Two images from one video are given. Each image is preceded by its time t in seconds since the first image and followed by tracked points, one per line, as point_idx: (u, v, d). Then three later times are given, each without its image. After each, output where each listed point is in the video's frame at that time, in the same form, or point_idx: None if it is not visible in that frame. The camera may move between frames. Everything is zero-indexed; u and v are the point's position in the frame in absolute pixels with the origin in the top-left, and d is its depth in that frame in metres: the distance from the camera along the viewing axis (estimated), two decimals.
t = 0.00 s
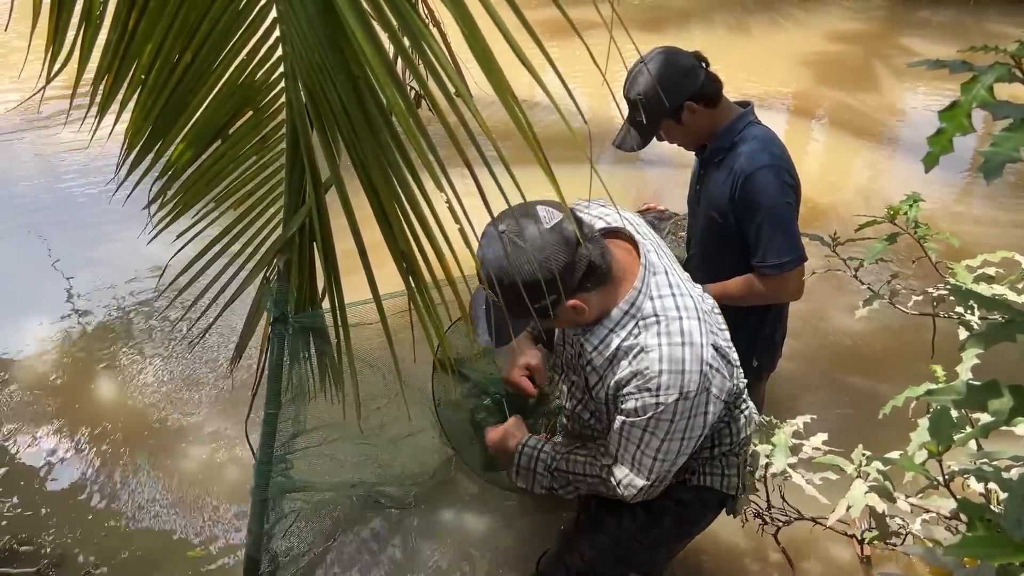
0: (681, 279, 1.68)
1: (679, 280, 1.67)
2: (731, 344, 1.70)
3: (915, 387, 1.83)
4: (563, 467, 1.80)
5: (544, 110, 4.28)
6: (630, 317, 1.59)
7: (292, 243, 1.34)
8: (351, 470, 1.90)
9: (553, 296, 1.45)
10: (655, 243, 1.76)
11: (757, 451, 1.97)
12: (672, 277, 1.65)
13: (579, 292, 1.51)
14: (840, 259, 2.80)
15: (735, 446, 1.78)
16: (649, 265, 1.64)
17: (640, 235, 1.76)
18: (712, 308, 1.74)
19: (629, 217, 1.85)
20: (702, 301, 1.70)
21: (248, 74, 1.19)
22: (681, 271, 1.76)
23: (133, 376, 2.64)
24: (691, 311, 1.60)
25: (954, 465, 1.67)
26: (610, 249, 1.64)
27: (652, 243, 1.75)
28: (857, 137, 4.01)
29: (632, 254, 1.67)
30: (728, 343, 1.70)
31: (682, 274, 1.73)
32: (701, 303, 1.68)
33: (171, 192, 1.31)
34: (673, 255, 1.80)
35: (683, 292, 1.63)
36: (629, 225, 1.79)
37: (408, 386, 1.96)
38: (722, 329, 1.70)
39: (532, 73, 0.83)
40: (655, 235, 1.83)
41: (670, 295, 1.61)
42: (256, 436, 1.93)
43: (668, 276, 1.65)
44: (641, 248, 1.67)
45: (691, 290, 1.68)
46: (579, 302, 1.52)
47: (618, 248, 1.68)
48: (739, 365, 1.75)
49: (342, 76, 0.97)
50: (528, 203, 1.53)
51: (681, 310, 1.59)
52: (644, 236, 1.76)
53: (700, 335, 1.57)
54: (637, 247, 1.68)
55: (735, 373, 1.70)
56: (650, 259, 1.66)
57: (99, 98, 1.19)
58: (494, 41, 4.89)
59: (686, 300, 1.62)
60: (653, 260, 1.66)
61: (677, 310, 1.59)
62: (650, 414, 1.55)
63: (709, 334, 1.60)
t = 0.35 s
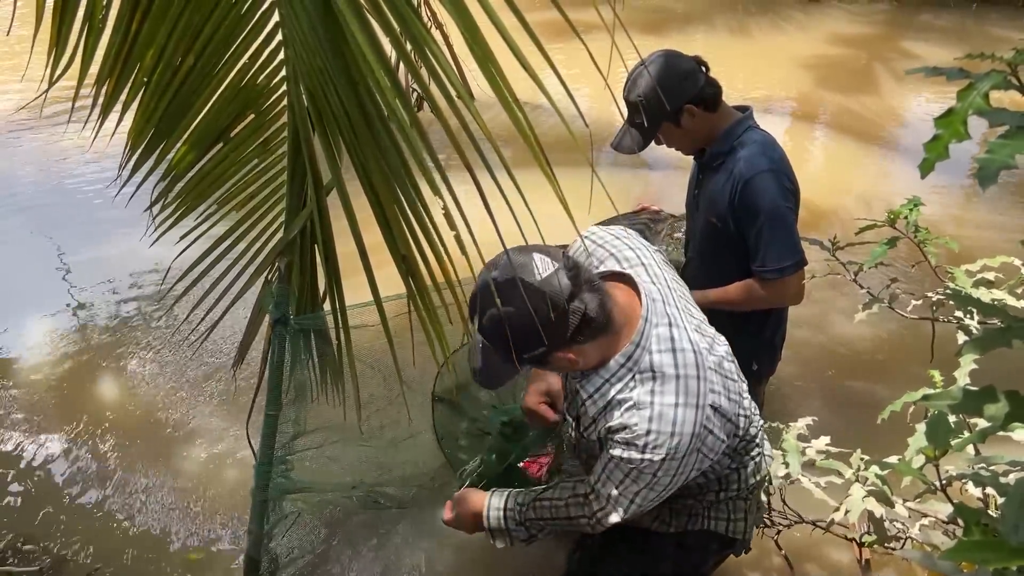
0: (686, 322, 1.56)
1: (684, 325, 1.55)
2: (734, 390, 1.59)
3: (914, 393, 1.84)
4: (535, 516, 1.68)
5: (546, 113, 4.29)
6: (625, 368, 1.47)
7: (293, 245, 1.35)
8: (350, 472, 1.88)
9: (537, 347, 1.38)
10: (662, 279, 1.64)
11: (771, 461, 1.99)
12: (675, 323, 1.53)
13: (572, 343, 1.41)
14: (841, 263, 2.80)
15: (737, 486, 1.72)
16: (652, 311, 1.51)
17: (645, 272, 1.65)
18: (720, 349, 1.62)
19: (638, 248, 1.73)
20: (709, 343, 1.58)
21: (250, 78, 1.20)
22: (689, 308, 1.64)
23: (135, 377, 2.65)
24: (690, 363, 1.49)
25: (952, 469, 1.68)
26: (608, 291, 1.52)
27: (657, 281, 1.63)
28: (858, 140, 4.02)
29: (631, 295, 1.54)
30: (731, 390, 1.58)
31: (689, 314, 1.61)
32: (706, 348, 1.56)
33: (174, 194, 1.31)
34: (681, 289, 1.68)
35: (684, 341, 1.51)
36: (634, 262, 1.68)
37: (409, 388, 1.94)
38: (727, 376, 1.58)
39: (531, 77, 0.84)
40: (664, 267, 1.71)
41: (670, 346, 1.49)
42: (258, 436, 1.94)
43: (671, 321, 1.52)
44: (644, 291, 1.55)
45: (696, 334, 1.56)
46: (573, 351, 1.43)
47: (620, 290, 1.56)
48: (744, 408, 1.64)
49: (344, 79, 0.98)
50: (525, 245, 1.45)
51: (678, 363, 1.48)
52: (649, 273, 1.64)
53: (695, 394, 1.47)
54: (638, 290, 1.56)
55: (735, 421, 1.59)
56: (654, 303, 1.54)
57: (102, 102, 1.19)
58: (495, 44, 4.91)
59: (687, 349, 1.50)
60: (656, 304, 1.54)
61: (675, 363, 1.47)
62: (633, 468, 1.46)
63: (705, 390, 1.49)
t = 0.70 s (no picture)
0: (688, 369, 1.50)
1: (686, 373, 1.49)
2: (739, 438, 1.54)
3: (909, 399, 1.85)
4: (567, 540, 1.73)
5: (546, 118, 4.30)
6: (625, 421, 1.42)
7: (294, 251, 1.35)
8: (349, 474, 1.90)
9: (529, 399, 1.30)
10: (665, 321, 1.57)
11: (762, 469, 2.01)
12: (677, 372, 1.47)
13: (567, 394, 1.33)
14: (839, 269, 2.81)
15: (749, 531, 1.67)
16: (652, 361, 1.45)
17: (646, 315, 1.57)
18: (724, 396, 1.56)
19: (638, 286, 1.65)
20: (712, 390, 1.52)
21: (253, 84, 1.21)
22: (693, 351, 1.57)
23: (136, 378, 2.66)
24: (691, 416, 1.44)
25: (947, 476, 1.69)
26: (609, 340, 1.45)
27: (660, 324, 1.56)
28: (858, 146, 4.03)
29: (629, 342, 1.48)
30: (736, 438, 1.53)
31: (692, 359, 1.55)
32: (708, 397, 1.50)
33: (178, 197, 1.33)
34: (685, 329, 1.61)
35: (685, 392, 1.45)
36: (636, 304, 1.60)
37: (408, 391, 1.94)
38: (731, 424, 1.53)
39: (529, 86, 0.85)
40: (666, 306, 1.64)
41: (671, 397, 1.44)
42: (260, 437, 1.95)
43: (672, 370, 1.46)
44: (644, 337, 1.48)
45: (698, 382, 1.50)
46: (569, 401, 1.35)
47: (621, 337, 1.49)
48: (752, 455, 1.59)
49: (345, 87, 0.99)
50: (525, 289, 1.39)
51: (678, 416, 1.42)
52: (652, 315, 1.57)
53: (697, 447, 1.42)
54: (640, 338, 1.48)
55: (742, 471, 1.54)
56: (655, 350, 1.48)
57: (107, 108, 1.20)
58: (496, 48, 4.92)
59: (687, 401, 1.45)
60: (657, 350, 1.48)
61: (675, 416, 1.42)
62: (639, 525, 1.43)
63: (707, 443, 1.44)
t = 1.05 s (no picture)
0: (685, 416, 1.46)
1: (682, 420, 1.45)
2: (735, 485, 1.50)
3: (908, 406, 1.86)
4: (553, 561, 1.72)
5: (546, 122, 4.31)
6: (614, 468, 1.40)
7: (297, 255, 1.36)
8: (349, 477, 1.91)
9: (509, 433, 1.32)
10: (665, 359, 1.52)
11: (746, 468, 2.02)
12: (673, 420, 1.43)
13: (549, 431, 1.33)
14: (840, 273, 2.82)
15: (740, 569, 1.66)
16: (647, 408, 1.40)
17: (647, 351, 1.52)
18: (722, 441, 1.51)
19: (642, 315, 1.59)
20: (710, 435, 1.48)
21: (258, 90, 1.22)
22: (692, 391, 1.53)
23: (137, 381, 2.67)
24: (682, 468, 1.41)
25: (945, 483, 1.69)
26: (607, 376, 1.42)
27: (660, 363, 1.51)
28: (858, 152, 4.04)
29: (626, 382, 1.43)
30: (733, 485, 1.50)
31: (691, 401, 1.50)
32: (705, 446, 1.46)
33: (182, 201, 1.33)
34: (687, 366, 1.56)
35: (679, 442, 1.42)
36: (637, 337, 1.55)
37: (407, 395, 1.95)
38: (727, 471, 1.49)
39: (533, 94, 0.86)
40: (670, 338, 1.58)
41: (663, 447, 1.40)
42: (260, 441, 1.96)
43: (668, 418, 1.42)
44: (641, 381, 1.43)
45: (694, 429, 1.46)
46: (554, 437, 1.35)
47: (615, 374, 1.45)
48: (748, 499, 1.55)
49: (348, 93, 1.00)
50: (524, 321, 1.40)
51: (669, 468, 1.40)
52: (652, 352, 1.52)
53: (687, 501, 1.39)
54: (636, 380, 1.42)
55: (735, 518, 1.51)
56: (651, 395, 1.43)
57: (111, 111, 1.20)
58: (498, 53, 4.94)
59: (681, 452, 1.41)
60: (653, 396, 1.43)
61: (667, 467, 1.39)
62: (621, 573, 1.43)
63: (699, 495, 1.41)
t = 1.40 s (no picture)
0: (680, 448, 1.38)
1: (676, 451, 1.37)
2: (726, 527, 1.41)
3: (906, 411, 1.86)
4: None
5: (547, 127, 4.32)
6: (597, 492, 1.33)
7: (298, 259, 1.37)
8: (348, 481, 1.92)
9: (485, 433, 1.30)
10: (667, 387, 1.45)
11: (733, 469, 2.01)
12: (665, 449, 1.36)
13: (525, 442, 1.29)
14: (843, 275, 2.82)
15: None
16: (637, 432, 1.34)
17: (650, 379, 1.46)
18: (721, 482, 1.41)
19: (652, 341, 1.54)
20: (708, 472, 1.39)
21: (261, 95, 1.23)
22: (695, 422, 1.45)
23: (137, 383, 2.67)
24: (669, 501, 1.32)
25: (943, 489, 1.70)
26: (602, 399, 1.37)
27: (662, 392, 1.44)
28: (858, 158, 4.05)
29: (620, 402, 1.37)
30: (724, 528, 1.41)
31: (691, 432, 1.42)
32: (699, 482, 1.37)
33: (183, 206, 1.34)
34: (692, 395, 1.49)
35: (668, 473, 1.34)
36: (641, 362, 1.49)
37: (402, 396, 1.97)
38: (720, 512, 1.40)
39: (534, 98, 0.87)
40: (677, 368, 1.52)
41: (650, 476, 1.32)
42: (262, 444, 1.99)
43: (659, 447, 1.35)
44: (634, 406, 1.37)
45: (689, 462, 1.37)
46: (532, 449, 1.31)
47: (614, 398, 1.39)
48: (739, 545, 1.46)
49: (351, 99, 1.00)
50: (526, 328, 1.37)
51: (653, 500, 1.31)
52: (655, 379, 1.46)
53: (665, 536, 1.30)
54: (632, 404, 1.37)
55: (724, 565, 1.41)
56: (645, 419, 1.37)
57: (113, 116, 1.21)
58: (499, 58, 4.96)
59: (668, 484, 1.33)
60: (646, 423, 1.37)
61: (652, 497, 1.31)
62: None
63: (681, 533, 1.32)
